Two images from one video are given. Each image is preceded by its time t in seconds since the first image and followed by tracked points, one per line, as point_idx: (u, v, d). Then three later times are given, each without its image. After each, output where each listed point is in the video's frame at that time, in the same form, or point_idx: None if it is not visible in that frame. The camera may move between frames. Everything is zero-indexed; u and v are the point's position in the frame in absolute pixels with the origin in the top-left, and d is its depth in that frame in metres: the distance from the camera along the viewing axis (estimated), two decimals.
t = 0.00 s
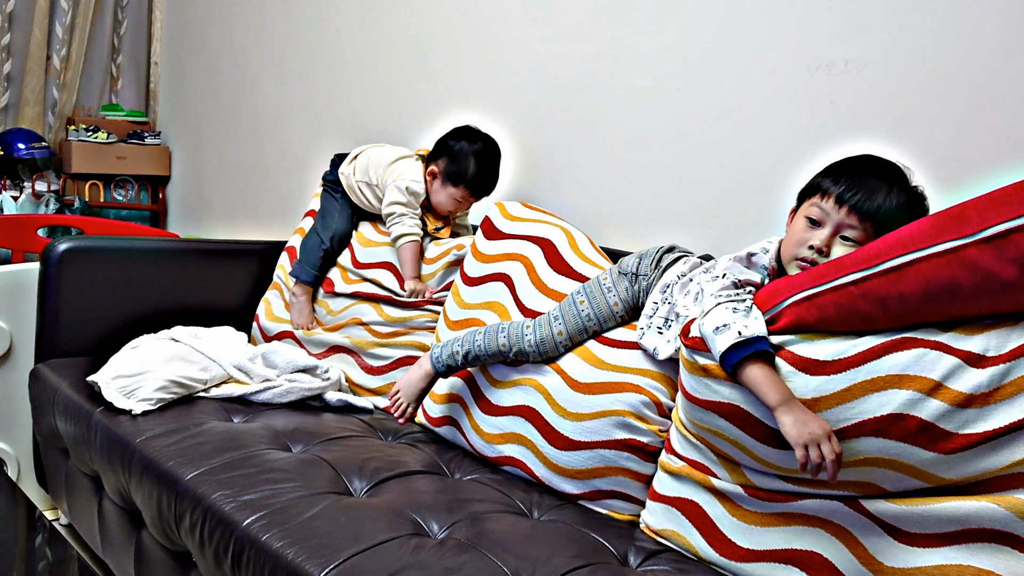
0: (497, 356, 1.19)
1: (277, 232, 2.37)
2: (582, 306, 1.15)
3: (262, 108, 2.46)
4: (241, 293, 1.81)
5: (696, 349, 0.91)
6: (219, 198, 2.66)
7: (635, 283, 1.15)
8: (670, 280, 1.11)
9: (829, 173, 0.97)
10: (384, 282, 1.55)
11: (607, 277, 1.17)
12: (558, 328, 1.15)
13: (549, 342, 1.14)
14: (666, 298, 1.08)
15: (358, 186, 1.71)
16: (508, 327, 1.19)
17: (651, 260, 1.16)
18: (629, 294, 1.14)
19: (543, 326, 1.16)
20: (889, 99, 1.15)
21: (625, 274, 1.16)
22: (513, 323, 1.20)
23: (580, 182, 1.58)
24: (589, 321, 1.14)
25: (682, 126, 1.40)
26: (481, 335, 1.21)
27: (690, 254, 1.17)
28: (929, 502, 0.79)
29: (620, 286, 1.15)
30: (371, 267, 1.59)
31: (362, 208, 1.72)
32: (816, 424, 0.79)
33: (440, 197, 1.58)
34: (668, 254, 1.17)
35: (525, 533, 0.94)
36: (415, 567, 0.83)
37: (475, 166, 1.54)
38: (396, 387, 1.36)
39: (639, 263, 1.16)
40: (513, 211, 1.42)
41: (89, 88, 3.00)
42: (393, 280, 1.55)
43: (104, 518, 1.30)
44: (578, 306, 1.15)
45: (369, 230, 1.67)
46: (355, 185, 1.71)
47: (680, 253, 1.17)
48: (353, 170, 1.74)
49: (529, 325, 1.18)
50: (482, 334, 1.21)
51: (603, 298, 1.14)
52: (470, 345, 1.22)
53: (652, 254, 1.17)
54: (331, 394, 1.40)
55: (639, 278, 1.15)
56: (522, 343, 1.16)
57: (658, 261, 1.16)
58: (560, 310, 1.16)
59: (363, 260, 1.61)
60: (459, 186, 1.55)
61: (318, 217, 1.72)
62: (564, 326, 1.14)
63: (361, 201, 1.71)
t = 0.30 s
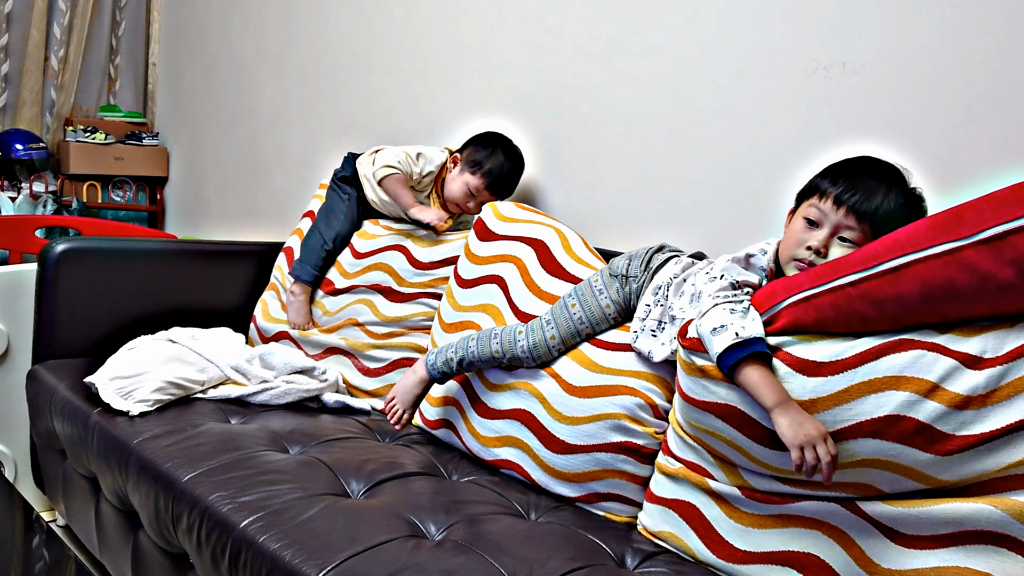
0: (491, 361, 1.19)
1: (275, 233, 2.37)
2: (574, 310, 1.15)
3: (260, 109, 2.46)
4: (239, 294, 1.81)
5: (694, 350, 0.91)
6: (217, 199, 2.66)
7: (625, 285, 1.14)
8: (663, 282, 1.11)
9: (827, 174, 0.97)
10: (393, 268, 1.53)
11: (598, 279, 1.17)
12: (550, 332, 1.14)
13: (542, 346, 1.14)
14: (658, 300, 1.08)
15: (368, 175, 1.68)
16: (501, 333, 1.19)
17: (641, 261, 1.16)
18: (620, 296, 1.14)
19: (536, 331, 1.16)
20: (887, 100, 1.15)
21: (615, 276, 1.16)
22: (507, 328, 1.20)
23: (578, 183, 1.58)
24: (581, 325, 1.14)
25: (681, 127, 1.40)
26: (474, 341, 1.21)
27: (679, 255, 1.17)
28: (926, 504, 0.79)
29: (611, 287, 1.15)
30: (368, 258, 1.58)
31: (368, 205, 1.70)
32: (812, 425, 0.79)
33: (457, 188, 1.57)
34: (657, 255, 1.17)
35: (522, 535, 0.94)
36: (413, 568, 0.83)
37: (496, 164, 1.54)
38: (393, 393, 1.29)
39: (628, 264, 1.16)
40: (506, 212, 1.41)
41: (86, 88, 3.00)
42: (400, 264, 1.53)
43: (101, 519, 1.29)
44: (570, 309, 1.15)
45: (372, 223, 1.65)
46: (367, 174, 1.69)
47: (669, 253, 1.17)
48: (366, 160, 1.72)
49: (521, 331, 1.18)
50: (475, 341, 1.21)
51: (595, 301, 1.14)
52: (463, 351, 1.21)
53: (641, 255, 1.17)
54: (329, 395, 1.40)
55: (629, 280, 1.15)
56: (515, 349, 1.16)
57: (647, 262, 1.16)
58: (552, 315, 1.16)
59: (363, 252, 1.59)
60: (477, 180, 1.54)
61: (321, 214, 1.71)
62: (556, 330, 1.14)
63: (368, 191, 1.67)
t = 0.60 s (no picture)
0: (485, 367, 1.19)
1: (273, 234, 2.37)
2: (566, 315, 1.14)
3: (259, 110, 2.46)
4: (238, 295, 1.81)
5: (693, 352, 0.91)
6: (216, 200, 2.66)
7: (618, 289, 1.14)
8: (658, 282, 1.10)
9: (827, 176, 0.97)
10: (391, 268, 1.53)
11: (590, 282, 1.17)
12: (544, 337, 1.14)
13: (536, 353, 1.14)
14: (654, 302, 1.08)
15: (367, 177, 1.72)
16: (494, 339, 1.19)
17: (633, 263, 1.15)
18: (613, 299, 1.13)
19: (529, 337, 1.15)
20: (886, 103, 1.15)
21: (607, 278, 1.15)
22: (500, 334, 1.20)
23: (577, 186, 1.58)
24: (574, 329, 1.13)
25: (680, 129, 1.40)
26: (469, 347, 1.21)
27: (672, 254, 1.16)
28: (924, 506, 0.79)
29: (603, 290, 1.14)
30: (367, 259, 1.58)
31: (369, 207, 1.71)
32: (810, 428, 0.79)
33: (447, 175, 1.59)
34: (650, 255, 1.16)
35: (521, 536, 0.94)
36: (411, 570, 0.83)
37: (484, 148, 1.55)
38: (388, 400, 1.33)
39: (620, 266, 1.15)
40: (501, 213, 1.41)
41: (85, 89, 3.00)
42: (400, 265, 1.52)
43: (100, 520, 1.29)
44: (563, 313, 1.15)
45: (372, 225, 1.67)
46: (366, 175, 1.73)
47: (662, 252, 1.16)
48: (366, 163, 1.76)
49: (513, 338, 1.17)
50: (470, 346, 1.21)
51: (588, 305, 1.14)
52: (458, 359, 1.22)
53: (633, 256, 1.16)
54: (328, 397, 1.40)
55: (621, 282, 1.14)
56: (508, 356, 1.16)
57: (640, 264, 1.14)
58: (544, 320, 1.16)
59: (363, 252, 1.59)
60: (465, 164, 1.56)
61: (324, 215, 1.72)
62: (550, 336, 1.14)
63: (367, 193, 1.70)
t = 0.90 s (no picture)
0: (479, 375, 1.18)
1: (271, 235, 2.36)
2: (557, 321, 1.14)
3: (257, 111, 2.46)
4: (236, 296, 1.80)
5: (690, 357, 0.89)
6: (214, 201, 2.66)
7: (607, 292, 1.13)
8: (649, 284, 1.09)
9: (824, 178, 0.97)
10: (388, 271, 1.55)
11: (580, 286, 1.16)
12: (536, 345, 1.14)
13: (528, 360, 1.14)
14: (645, 304, 1.07)
15: (362, 179, 1.73)
16: (486, 349, 1.18)
17: (621, 265, 1.14)
18: (604, 302, 1.13)
19: (521, 345, 1.15)
20: (884, 104, 1.15)
21: (597, 281, 1.15)
22: (492, 342, 1.19)
23: (575, 186, 1.57)
24: (566, 335, 1.13)
25: (678, 130, 1.40)
26: (459, 358, 1.20)
27: (661, 254, 1.16)
28: (924, 509, 0.80)
29: (593, 294, 1.14)
30: (366, 261, 1.60)
31: (369, 211, 1.72)
32: (808, 434, 0.79)
33: (432, 157, 1.62)
34: (638, 257, 1.16)
35: (519, 538, 0.94)
36: (409, 572, 0.82)
37: (465, 127, 1.59)
38: (381, 415, 1.24)
39: (609, 269, 1.15)
40: (496, 214, 1.42)
41: (83, 91, 3.00)
42: (398, 269, 1.54)
43: (98, 522, 1.29)
44: (553, 320, 1.15)
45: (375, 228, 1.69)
46: (360, 178, 1.73)
47: (652, 253, 1.15)
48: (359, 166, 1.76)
49: (506, 346, 1.17)
50: (460, 358, 1.20)
51: (578, 309, 1.14)
52: (450, 370, 1.20)
53: (622, 258, 1.15)
54: (326, 398, 1.40)
55: (611, 285, 1.14)
56: (501, 365, 1.16)
57: (628, 265, 1.14)
58: (536, 327, 1.16)
59: (361, 254, 1.62)
60: (447, 144, 1.60)
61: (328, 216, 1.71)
62: (541, 343, 1.14)
63: (363, 198, 1.71)
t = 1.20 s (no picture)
0: (481, 373, 1.18)
1: (272, 236, 2.36)
2: (560, 319, 1.14)
3: (257, 112, 2.46)
4: (236, 296, 1.80)
5: (690, 356, 0.89)
6: (214, 202, 2.66)
7: (610, 291, 1.14)
8: (651, 285, 1.10)
9: (823, 179, 0.97)
10: (390, 275, 1.54)
11: (583, 285, 1.16)
12: (539, 343, 1.14)
13: (531, 358, 1.14)
14: (647, 305, 1.08)
15: (365, 189, 1.70)
16: (489, 346, 1.18)
17: (625, 265, 1.15)
18: (606, 301, 1.13)
19: (524, 342, 1.15)
20: (884, 105, 1.15)
21: (600, 281, 1.15)
22: (494, 340, 1.20)
23: (575, 187, 1.57)
24: (569, 333, 1.14)
25: (678, 131, 1.40)
26: (462, 354, 1.20)
27: (664, 255, 1.16)
28: (923, 509, 0.80)
29: (596, 293, 1.14)
30: (367, 264, 1.60)
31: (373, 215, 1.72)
32: (808, 433, 0.79)
33: (415, 154, 1.61)
34: (641, 257, 1.16)
35: (519, 539, 0.94)
36: (409, 572, 0.83)
37: (438, 117, 1.57)
38: (381, 408, 1.24)
39: (613, 269, 1.15)
40: (500, 215, 1.42)
41: (83, 92, 3.01)
42: (400, 273, 1.54)
43: (98, 523, 1.29)
44: (556, 318, 1.15)
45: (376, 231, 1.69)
46: (363, 188, 1.70)
47: (655, 254, 1.16)
48: (362, 174, 1.73)
49: (508, 344, 1.17)
50: (463, 353, 1.20)
51: (581, 307, 1.14)
52: (452, 366, 1.20)
53: (625, 258, 1.16)
54: (326, 399, 1.40)
55: (614, 285, 1.14)
56: (503, 362, 1.16)
57: (631, 265, 1.14)
58: (538, 325, 1.16)
59: (363, 257, 1.62)
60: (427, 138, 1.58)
61: (331, 218, 1.71)
62: (544, 340, 1.14)
63: (366, 204, 1.70)
